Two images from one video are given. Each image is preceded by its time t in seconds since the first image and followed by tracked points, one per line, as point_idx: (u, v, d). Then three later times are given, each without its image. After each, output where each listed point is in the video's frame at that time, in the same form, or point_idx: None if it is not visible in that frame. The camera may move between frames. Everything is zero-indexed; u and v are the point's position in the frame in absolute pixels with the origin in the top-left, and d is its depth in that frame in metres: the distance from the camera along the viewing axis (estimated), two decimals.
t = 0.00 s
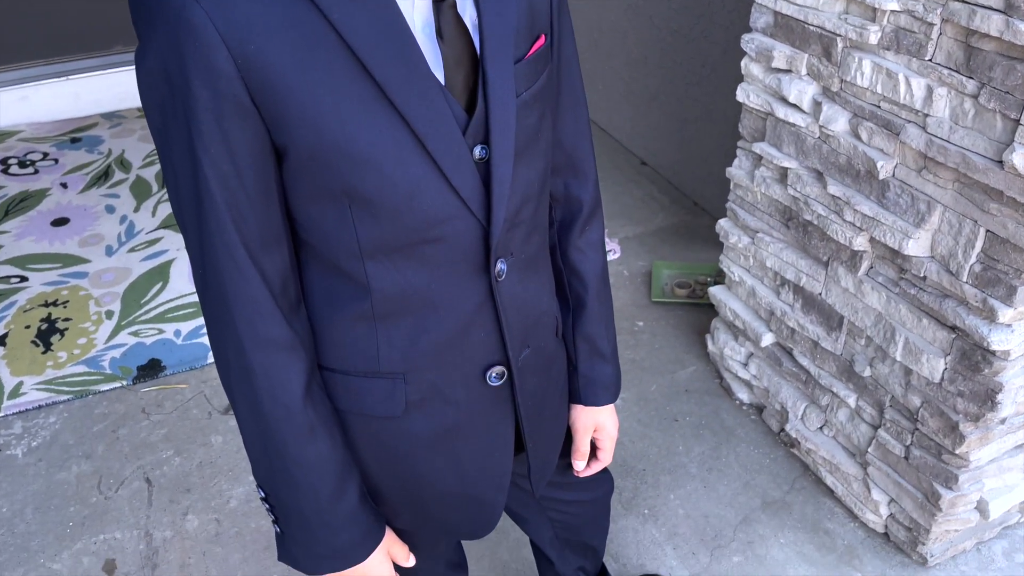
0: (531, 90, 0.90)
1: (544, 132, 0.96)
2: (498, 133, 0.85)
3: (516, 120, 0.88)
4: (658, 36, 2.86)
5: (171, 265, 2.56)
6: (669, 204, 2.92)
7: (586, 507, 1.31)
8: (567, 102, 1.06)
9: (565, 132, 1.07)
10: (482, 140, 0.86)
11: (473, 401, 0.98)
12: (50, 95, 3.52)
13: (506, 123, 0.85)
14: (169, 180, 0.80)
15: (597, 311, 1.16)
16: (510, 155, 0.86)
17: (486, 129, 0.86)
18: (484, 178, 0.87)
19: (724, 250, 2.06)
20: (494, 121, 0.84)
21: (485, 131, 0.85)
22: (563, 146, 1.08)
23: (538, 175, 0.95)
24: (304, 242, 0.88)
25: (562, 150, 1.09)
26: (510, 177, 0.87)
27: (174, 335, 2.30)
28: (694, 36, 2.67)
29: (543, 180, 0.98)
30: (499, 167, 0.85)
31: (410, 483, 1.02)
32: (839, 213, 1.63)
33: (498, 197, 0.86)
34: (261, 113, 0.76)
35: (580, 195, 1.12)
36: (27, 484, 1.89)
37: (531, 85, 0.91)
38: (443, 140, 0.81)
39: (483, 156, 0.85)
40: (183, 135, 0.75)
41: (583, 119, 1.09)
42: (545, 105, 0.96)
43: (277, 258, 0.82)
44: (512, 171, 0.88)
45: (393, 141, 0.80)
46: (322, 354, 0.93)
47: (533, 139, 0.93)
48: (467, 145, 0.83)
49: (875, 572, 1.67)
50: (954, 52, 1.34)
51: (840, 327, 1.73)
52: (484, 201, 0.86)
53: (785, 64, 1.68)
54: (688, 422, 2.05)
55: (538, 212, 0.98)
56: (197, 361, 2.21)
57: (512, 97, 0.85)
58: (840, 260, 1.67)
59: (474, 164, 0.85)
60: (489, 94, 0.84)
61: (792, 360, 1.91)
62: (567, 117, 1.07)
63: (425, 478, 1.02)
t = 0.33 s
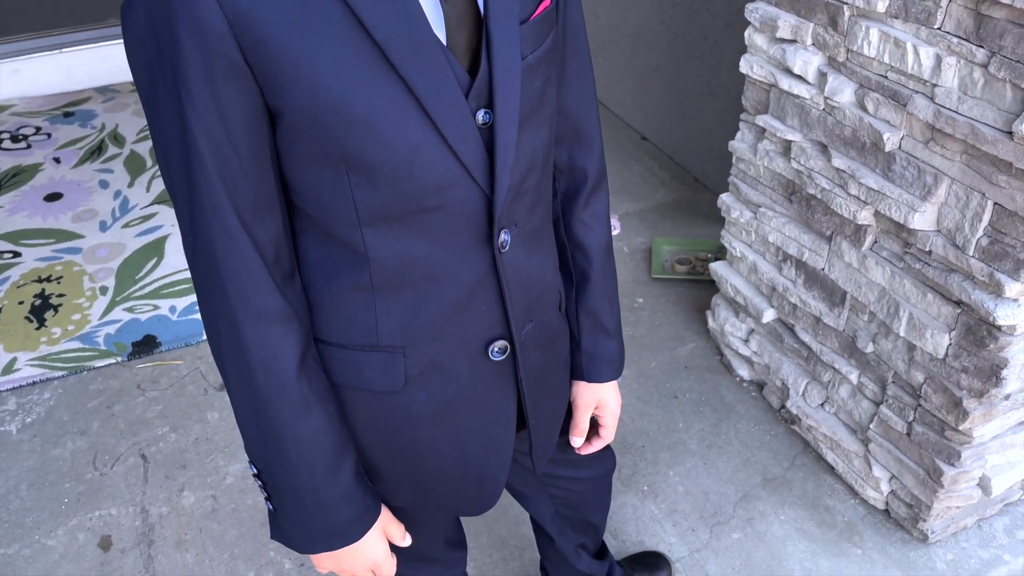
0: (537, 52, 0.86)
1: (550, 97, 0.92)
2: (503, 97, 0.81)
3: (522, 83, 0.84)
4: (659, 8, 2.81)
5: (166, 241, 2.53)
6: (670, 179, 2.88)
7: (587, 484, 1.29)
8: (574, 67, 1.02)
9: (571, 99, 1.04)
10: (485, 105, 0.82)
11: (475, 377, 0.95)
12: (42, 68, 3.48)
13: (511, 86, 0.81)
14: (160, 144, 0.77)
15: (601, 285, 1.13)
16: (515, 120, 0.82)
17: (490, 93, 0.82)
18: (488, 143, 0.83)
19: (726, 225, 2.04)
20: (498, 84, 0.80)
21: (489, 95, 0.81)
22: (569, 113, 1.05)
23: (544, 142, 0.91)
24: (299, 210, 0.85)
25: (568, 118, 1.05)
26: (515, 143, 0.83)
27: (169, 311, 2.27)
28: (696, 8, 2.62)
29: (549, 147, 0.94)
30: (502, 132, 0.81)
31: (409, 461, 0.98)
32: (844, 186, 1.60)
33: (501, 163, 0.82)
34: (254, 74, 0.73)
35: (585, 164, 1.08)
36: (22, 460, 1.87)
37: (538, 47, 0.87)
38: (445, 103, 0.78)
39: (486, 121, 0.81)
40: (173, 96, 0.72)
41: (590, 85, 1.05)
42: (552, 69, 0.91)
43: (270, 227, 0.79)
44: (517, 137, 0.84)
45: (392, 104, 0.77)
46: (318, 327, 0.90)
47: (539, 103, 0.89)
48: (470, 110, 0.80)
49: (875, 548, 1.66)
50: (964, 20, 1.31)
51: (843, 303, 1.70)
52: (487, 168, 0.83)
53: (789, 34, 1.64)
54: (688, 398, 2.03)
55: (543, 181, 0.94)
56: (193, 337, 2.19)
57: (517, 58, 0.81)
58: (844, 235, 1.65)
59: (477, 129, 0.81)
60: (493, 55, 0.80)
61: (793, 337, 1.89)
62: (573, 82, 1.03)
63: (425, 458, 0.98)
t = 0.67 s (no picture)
0: (542, 9, 0.82)
1: (555, 58, 0.88)
2: (506, 55, 0.77)
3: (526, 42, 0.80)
4: None
5: (160, 215, 2.50)
6: (670, 154, 2.85)
7: (588, 460, 1.28)
8: (578, 28, 0.98)
9: (576, 61, 1.00)
10: (489, 63, 0.78)
11: (476, 349, 0.92)
12: (29, 40, 3.41)
13: (514, 44, 0.77)
14: (147, 105, 0.74)
15: (605, 256, 1.10)
16: (519, 80, 0.78)
17: (493, 52, 0.78)
18: (490, 105, 0.79)
19: (728, 199, 2.01)
20: (501, 42, 0.77)
21: (492, 54, 0.78)
22: (573, 76, 1.01)
23: (548, 105, 0.88)
24: (294, 175, 0.82)
25: (572, 81, 1.01)
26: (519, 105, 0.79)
27: (163, 286, 2.25)
28: None
29: (553, 111, 0.90)
30: (506, 92, 0.78)
31: (408, 436, 0.96)
32: (849, 158, 1.57)
33: (505, 126, 0.79)
34: (245, 29, 0.69)
35: (589, 130, 1.05)
36: (15, 436, 1.85)
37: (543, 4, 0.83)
38: (445, 61, 0.74)
39: (488, 81, 0.78)
40: (160, 52, 0.69)
41: (595, 48, 1.01)
42: (557, 28, 0.87)
43: (263, 192, 0.76)
44: (521, 99, 0.80)
45: (390, 62, 0.73)
46: (314, 298, 0.87)
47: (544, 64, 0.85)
48: (472, 69, 0.76)
49: (876, 524, 1.65)
50: None
51: (847, 277, 1.68)
52: (490, 130, 0.79)
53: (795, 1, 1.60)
54: (687, 374, 2.01)
55: (546, 146, 0.91)
56: (187, 312, 2.17)
57: (521, 14, 0.77)
58: (848, 208, 1.62)
59: (479, 90, 0.77)
60: (496, 11, 0.77)
61: (795, 312, 1.86)
62: (578, 44, 0.99)
63: (425, 433, 0.96)
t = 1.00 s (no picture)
0: None
1: (554, 18, 0.85)
2: (503, 13, 0.74)
3: None
4: None
5: (153, 190, 2.46)
6: (671, 129, 2.81)
7: (588, 437, 1.26)
8: None
9: (576, 25, 0.97)
10: (485, 23, 0.75)
11: (473, 322, 0.89)
12: (24, 14, 3.36)
13: (512, 1, 0.74)
14: (128, 65, 0.71)
15: (606, 227, 1.08)
16: (517, 40, 0.75)
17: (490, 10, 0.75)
18: (487, 66, 0.76)
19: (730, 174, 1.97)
20: None
21: (489, 12, 0.74)
22: (573, 40, 0.98)
23: (548, 69, 0.85)
24: (283, 139, 0.79)
25: (572, 46, 0.98)
26: (516, 66, 0.76)
27: (157, 262, 2.22)
28: None
29: (553, 75, 0.87)
30: (503, 53, 0.75)
31: (403, 412, 0.94)
32: (855, 131, 1.54)
33: (501, 88, 0.76)
34: None
35: (590, 97, 1.02)
36: (7, 413, 1.83)
37: None
38: (439, 18, 0.71)
39: (485, 41, 0.75)
40: (141, 8, 0.66)
41: (596, 10, 0.98)
42: None
43: (251, 156, 0.73)
44: (518, 60, 0.77)
45: (381, 20, 0.70)
46: (305, 269, 0.84)
47: (543, 24, 0.82)
48: (468, 29, 0.73)
49: (876, 502, 1.64)
50: None
51: (850, 254, 1.65)
52: (486, 93, 0.76)
53: None
54: (687, 352, 1.99)
55: (546, 111, 0.88)
56: (181, 289, 2.14)
57: None
58: (853, 183, 1.59)
59: (475, 50, 0.74)
60: None
61: (797, 289, 1.84)
62: (578, 6, 0.96)
63: (420, 409, 0.94)
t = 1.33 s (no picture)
0: None
1: None
2: None
3: None
4: None
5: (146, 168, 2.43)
6: (672, 108, 2.78)
7: (586, 417, 1.24)
8: None
9: None
10: None
11: (464, 298, 0.87)
12: None
13: None
14: (105, 27, 0.68)
15: (603, 203, 1.05)
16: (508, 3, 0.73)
17: None
18: (477, 31, 0.74)
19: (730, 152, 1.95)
20: None
21: None
22: (570, 9, 0.95)
23: (542, 36, 0.82)
24: (268, 107, 0.76)
25: (569, 15, 0.95)
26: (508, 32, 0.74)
27: (151, 241, 2.19)
28: None
29: (548, 43, 0.85)
30: (494, 17, 0.72)
31: (393, 390, 0.92)
32: (858, 108, 1.51)
33: (491, 54, 0.73)
34: None
35: (588, 69, 0.99)
36: None
37: None
38: None
39: (476, 6, 0.72)
40: None
41: None
42: None
43: (234, 123, 0.71)
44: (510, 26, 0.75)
45: None
46: (292, 243, 0.82)
47: None
48: None
49: (875, 483, 1.63)
50: None
51: (852, 233, 1.63)
52: (477, 60, 0.74)
53: None
54: (686, 332, 1.97)
55: (540, 81, 0.86)
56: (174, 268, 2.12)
57: None
58: (856, 161, 1.57)
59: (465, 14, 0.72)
60: None
61: (797, 269, 1.82)
62: None
63: (411, 386, 0.92)
